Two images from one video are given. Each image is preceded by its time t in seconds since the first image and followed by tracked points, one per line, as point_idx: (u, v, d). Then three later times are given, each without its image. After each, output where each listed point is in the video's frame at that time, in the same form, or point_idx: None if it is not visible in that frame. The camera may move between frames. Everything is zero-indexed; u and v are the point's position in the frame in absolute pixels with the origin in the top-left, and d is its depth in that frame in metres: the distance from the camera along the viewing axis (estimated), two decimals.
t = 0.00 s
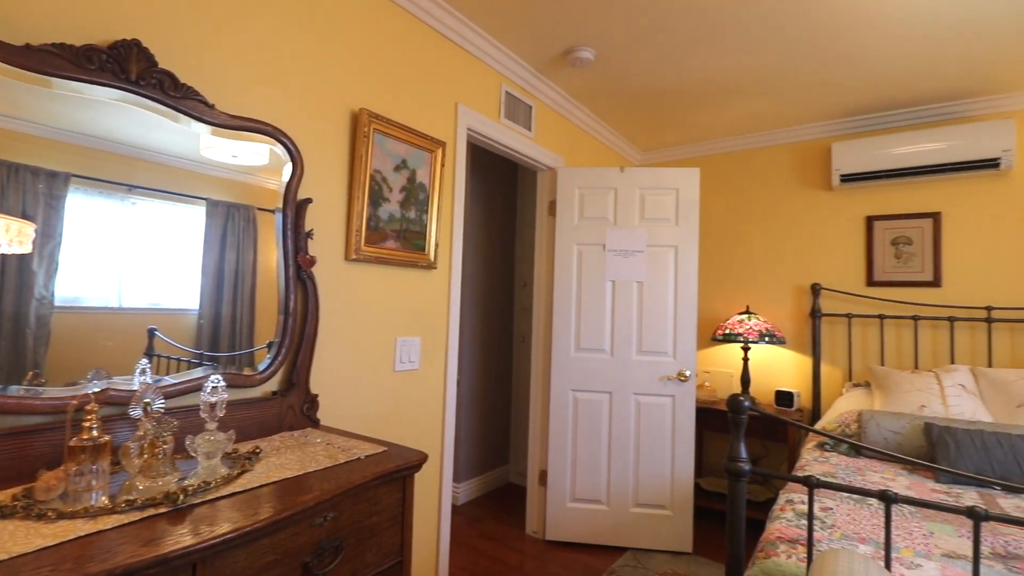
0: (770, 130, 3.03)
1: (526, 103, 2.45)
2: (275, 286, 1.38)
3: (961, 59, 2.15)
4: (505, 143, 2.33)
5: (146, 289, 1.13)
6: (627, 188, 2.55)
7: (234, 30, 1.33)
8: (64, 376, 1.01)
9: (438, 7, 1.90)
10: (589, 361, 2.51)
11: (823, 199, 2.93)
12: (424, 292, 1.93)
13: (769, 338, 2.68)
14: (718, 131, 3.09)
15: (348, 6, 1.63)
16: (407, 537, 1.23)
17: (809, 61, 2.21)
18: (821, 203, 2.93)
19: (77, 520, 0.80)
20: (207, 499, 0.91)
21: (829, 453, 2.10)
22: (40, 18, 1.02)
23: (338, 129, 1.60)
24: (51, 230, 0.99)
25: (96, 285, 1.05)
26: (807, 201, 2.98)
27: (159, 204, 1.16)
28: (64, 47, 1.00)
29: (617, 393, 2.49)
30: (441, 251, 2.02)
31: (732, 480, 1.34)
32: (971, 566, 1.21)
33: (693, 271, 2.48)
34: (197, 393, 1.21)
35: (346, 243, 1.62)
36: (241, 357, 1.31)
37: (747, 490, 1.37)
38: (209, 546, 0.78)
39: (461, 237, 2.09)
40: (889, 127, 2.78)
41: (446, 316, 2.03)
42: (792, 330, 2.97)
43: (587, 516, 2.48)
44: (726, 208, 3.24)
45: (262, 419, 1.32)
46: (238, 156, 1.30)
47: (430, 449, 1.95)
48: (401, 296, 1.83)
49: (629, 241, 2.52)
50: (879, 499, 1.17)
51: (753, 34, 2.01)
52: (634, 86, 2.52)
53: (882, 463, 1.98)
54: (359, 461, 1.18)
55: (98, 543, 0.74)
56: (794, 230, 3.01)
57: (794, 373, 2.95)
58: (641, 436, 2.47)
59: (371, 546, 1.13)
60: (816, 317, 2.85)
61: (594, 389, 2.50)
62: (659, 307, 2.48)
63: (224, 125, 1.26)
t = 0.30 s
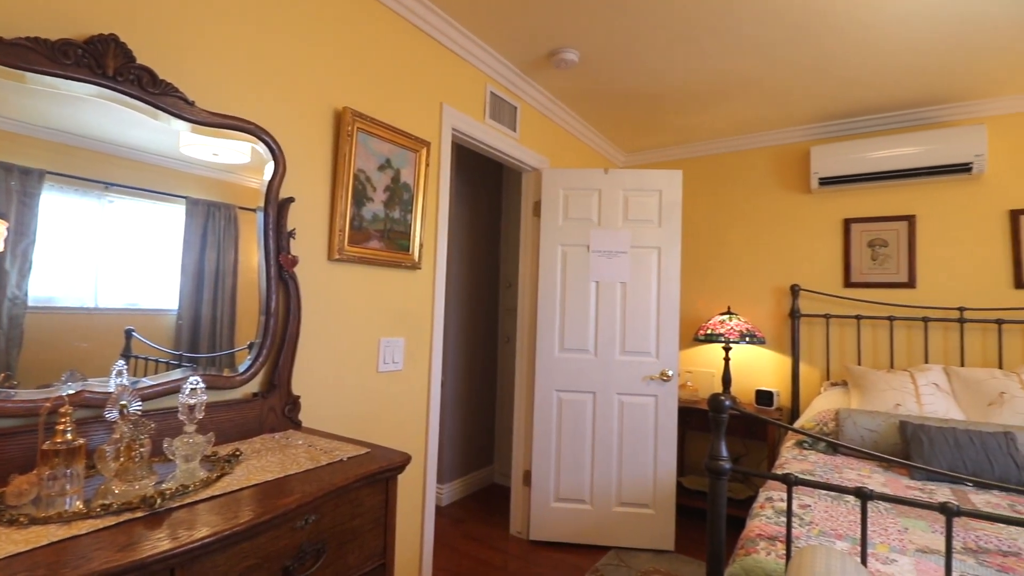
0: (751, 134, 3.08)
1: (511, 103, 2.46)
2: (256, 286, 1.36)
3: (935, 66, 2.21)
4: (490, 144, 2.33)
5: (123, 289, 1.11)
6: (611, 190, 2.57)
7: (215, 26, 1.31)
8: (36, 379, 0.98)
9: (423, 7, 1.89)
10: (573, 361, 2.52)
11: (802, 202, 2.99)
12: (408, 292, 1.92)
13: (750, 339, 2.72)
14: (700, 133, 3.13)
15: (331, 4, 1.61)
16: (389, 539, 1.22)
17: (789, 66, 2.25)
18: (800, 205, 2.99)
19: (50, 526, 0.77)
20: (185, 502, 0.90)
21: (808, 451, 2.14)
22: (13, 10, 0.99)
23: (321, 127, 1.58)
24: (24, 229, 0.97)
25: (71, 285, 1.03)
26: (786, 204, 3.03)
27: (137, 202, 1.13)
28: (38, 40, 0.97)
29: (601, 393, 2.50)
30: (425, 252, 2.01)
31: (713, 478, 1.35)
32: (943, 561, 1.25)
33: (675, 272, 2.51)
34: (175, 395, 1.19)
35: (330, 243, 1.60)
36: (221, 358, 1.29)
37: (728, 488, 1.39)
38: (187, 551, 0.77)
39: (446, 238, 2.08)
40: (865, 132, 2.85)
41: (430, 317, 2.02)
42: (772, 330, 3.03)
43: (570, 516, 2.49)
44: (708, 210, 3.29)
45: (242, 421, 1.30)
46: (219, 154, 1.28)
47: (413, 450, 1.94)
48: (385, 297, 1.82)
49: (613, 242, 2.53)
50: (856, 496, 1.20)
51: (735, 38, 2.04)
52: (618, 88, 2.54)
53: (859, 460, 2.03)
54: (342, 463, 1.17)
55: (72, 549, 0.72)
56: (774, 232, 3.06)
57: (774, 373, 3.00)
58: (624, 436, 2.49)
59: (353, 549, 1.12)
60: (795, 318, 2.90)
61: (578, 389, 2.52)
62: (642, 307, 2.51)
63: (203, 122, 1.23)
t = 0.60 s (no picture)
0: (731, 137, 3.12)
1: (494, 104, 2.46)
2: (234, 286, 1.34)
3: (908, 73, 2.27)
4: (473, 144, 2.32)
5: (96, 288, 1.08)
6: (593, 191, 2.58)
7: (193, 21, 1.28)
8: (4, 381, 0.95)
9: (406, 6, 1.88)
10: (555, 361, 2.53)
11: (780, 205, 3.04)
12: (390, 292, 1.91)
13: (729, 339, 2.77)
14: (681, 136, 3.17)
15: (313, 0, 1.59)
16: (370, 542, 1.21)
17: (768, 70, 2.29)
18: (779, 208, 3.05)
19: (18, 532, 0.75)
20: (160, 507, 0.88)
21: (785, 449, 2.18)
22: None
23: (302, 126, 1.56)
24: None
25: (42, 285, 1.00)
26: (765, 206, 3.09)
27: (112, 200, 1.11)
28: (8, 33, 0.94)
29: (583, 393, 2.52)
30: (408, 252, 2.00)
31: (692, 476, 1.37)
32: (914, 555, 1.28)
33: (657, 273, 2.53)
34: (150, 397, 1.16)
35: (310, 242, 1.58)
36: (199, 360, 1.26)
37: (707, 486, 1.40)
38: (162, 556, 0.76)
39: (428, 238, 2.07)
40: (841, 137, 2.91)
41: (413, 318, 2.01)
42: (751, 330, 3.08)
43: (552, 515, 2.50)
44: (689, 212, 3.33)
45: (220, 423, 1.28)
46: (197, 152, 1.26)
47: (395, 451, 1.93)
48: (367, 297, 1.81)
49: (596, 243, 2.55)
50: (831, 493, 1.22)
51: (716, 43, 2.07)
52: (601, 90, 2.55)
53: (834, 458, 2.08)
54: (322, 465, 1.16)
55: (42, 555, 0.71)
56: (753, 233, 3.11)
57: (752, 372, 3.05)
58: (605, 435, 2.51)
59: (333, 552, 1.11)
60: (772, 318, 2.96)
61: (561, 389, 2.53)
62: (624, 308, 2.53)
63: (181, 118, 1.21)
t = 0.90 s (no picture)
0: (706, 140, 3.18)
1: (473, 104, 2.46)
2: (206, 286, 1.31)
3: (875, 81, 2.34)
4: (452, 144, 2.32)
5: (61, 288, 1.05)
6: (571, 192, 2.60)
7: (163, 14, 1.25)
8: None
9: (384, 3, 1.87)
10: (533, 361, 2.54)
11: (753, 208, 3.11)
12: (367, 292, 1.89)
13: (703, 339, 2.81)
14: (658, 139, 3.21)
15: None
16: (345, 545, 1.20)
17: (742, 76, 2.34)
18: (752, 211, 3.11)
19: None
20: (127, 513, 0.86)
21: (756, 447, 2.23)
22: None
23: (276, 123, 1.54)
24: None
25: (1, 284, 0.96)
26: (739, 209, 3.15)
27: (77, 196, 1.07)
28: None
29: (561, 393, 2.53)
30: (386, 252, 1.98)
31: (666, 474, 1.39)
32: (879, 548, 1.32)
33: (634, 274, 2.57)
34: (117, 400, 1.13)
35: (285, 242, 1.56)
36: (169, 362, 1.23)
37: (680, 483, 1.43)
38: (129, 564, 0.73)
39: (406, 238, 2.06)
40: (811, 142, 2.99)
41: (389, 318, 1.99)
42: (724, 330, 3.14)
43: (529, 515, 2.51)
44: (665, 214, 3.38)
45: (190, 427, 1.25)
46: (167, 148, 1.23)
47: (371, 453, 1.91)
48: (343, 297, 1.78)
49: (574, 244, 2.57)
50: (800, 489, 1.25)
51: (693, 47, 2.10)
52: (580, 92, 2.57)
53: (803, 454, 2.13)
54: (296, 468, 1.14)
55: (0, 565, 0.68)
56: (727, 235, 3.17)
57: (725, 372, 3.11)
58: (582, 434, 2.53)
59: (306, 556, 1.10)
60: (746, 318, 3.02)
61: (538, 390, 2.53)
62: (601, 308, 2.55)
63: (151, 114, 1.18)
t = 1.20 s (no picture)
0: (682, 144, 3.23)
1: (452, 104, 2.45)
2: (175, 286, 1.28)
3: (843, 88, 2.42)
4: (430, 144, 2.31)
5: (22, 287, 1.01)
6: (549, 193, 2.61)
7: (131, 6, 1.22)
8: None
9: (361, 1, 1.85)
10: (511, 362, 2.54)
11: (727, 210, 3.17)
12: (343, 292, 1.86)
13: (678, 339, 2.86)
14: (635, 142, 3.25)
15: None
16: (319, 549, 1.18)
17: (717, 81, 2.39)
18: (726, 213, 3.17)
19: None
20: (92, 519, 0.83)
21: (729, 445, 2.28)
22: None
23: (250, 119, 1.51)
24: None
25: None
26: (714, 211, 3.21)
27: (40, 192, 1.04)
28: None
29: (538, 393, 2.54)
30: (362, 252, 1.96)
31: (641, 473, 1.41)
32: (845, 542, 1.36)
33: (610, 275, 2.59)
34: (81, 403, 1.09)
35: (258, 241, 1.53)
36: (136, 364, 1.20)
37: (655, 481, 1.44)
38: (93, 572, 0.71)
39: (383, 237, 2.04)
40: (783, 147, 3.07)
41: (366, 318, 1.97)
42: (698, 331, 3.19)
43: (506, 515, 2.51)
44: (642, 215, 3.42)
45: (158, 430, 1.21)
46: (136, 143, 1.20)
47: (346, 455, 1.89)
48: (318, 297, 1.76)
49: (551, 245, 2.58)
50: (770, 485, 1.28)
51: (670, 51, 2.14)
52: (558, 94, 2.59)
53: (774, 452, 2.18)
54: (269, 472, 1.12)
55: None
56: (702, 237, 3.23)
57: (699, 371, 3.16)
58: (559, 434, 2.54)
59: (279, 561, 1.08)
60: (719, 319, 3.08)
61: (516, 390, 2.54)
62: (578, 308, 2.57)
63: (119, 108, 1.15)
